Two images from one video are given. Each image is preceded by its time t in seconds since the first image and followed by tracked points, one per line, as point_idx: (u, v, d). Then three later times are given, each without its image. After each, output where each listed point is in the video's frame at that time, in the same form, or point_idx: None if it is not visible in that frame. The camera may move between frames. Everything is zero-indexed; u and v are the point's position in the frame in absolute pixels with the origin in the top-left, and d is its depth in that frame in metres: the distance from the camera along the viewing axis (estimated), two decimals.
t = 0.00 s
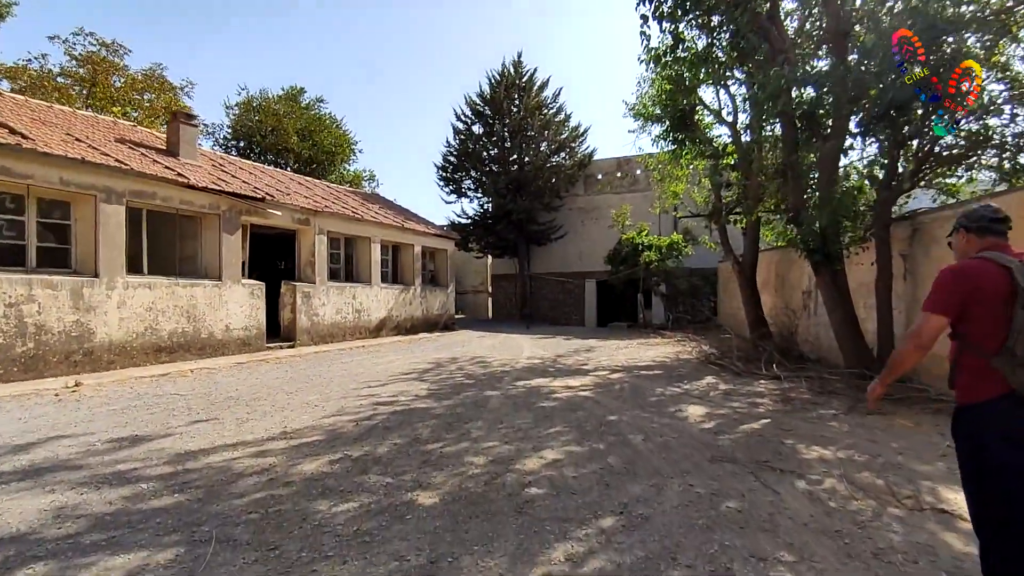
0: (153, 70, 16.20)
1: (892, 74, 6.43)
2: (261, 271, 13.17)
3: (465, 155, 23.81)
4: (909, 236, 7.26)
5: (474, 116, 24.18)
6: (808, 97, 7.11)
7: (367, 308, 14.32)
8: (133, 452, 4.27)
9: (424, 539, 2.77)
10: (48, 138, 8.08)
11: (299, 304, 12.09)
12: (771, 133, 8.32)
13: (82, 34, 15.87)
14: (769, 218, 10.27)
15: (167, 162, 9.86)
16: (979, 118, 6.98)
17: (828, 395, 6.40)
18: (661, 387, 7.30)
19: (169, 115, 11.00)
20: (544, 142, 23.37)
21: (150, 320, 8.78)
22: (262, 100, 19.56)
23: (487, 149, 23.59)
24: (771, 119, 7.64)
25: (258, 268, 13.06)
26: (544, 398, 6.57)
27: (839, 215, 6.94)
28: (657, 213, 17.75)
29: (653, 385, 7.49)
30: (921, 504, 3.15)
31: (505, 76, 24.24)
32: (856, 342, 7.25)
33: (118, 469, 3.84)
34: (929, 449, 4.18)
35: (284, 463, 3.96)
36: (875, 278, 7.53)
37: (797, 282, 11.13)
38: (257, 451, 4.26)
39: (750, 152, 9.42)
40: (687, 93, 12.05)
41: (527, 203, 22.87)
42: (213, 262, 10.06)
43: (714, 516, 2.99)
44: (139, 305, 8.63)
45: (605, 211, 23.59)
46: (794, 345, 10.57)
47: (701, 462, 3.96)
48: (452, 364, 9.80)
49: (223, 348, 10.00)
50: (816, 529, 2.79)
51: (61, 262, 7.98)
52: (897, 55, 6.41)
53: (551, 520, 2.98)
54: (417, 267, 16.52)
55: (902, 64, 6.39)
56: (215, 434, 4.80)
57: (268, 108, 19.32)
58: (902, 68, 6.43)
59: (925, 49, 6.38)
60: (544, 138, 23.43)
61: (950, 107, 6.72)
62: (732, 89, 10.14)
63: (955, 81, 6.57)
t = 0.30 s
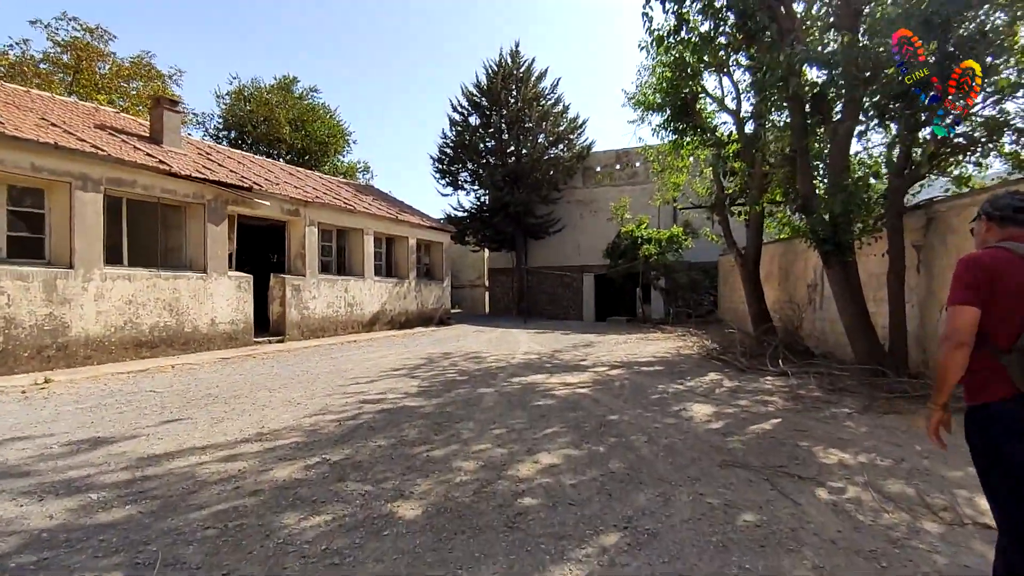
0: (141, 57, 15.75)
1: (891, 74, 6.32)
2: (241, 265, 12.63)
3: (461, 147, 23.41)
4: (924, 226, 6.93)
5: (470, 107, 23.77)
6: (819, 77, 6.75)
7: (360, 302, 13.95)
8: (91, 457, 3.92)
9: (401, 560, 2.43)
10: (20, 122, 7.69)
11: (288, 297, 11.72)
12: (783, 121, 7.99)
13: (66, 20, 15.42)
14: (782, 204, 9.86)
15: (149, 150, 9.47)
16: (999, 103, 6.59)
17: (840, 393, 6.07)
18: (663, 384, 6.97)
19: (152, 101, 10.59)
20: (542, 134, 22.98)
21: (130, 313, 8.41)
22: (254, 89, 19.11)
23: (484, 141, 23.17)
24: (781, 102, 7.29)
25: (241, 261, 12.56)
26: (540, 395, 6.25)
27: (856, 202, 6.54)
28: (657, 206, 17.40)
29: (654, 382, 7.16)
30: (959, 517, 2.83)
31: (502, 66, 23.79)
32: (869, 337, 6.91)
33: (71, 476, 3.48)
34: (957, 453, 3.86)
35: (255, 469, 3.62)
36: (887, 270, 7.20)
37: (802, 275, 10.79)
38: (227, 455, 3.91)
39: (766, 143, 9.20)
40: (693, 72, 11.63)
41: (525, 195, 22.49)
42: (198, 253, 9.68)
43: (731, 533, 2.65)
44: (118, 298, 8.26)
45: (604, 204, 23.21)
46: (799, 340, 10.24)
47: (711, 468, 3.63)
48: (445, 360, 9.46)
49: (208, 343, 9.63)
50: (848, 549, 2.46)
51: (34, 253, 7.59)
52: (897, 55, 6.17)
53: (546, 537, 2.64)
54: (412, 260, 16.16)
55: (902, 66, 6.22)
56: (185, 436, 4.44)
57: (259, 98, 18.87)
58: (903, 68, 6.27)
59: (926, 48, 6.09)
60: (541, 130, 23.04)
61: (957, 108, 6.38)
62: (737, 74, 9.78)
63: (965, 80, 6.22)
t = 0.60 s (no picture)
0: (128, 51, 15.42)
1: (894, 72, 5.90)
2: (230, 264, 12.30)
3: (457, 144, 23.05)
4: (942, 223, 6.62)
5: (467, 104, 23.41)
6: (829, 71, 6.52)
7: (354, 303, 13.61)
8: (48, 478, 3.55)
9: None
10: None
11: (279, 299, 11.36)
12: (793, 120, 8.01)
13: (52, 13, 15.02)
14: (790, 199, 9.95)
15: (132, 146, 9.10)
16: (1022, 93, 6.27)
17: (857, 400, 5.76)
18: (668, 390, 6.64)
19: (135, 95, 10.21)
20: (540, 131, 22.64)
21: (110, 317, 8.05)
22: (245, 86, 18.71)
23: (481, 138, 22.82)
24: (790, 93, 6.97)
25: (230, 260, 12.23)
26: (540, 402, 5.92)
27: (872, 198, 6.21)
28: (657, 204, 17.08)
29: (660, 388, 6.84)
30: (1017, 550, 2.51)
31: (499, 63, 23.45)
32: (884, 340, 6.60)
33: (20, 503, 3.12)
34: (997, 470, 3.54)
35: (228, 493, 3.27)
36: (902, 270, 6.90)
37: (808, 275, 10.48)
38: (200, 476, 3.56)
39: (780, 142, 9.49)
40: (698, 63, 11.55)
41: (522, 193, 22.13)
42: (184, 253, 9.32)
43: (762, 573, 2.33)
44: (98, 301, 7.90)
45: (602, 202, 22.87)
46: (805, 341, 9.93)
47: (731, 490, 3.31)
48: (440, 363, 9.13)
49: (194, 347, 9.28)
50: None
51: (8, 253, 7.23)
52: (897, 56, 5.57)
53: None
54: (407, 259, 15.82)
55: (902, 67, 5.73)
56: (156, 452, 4.09)
57: (251, 95, 18.48)
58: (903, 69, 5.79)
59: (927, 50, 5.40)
60: (539, 127, 22.70)
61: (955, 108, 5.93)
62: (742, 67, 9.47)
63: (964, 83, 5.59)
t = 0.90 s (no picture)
0: (116, 43, 15.41)
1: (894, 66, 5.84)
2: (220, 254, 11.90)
3: (455, 138, 22.67)
4: (963, 212, 6.31)
5: (464, 97, 23.04)
6: (843, 53, 6.35)
7: (349, 299, 13.26)
8: (4, 492, 3.21)
9: None
10: None
11: (271, 295, 11.00)
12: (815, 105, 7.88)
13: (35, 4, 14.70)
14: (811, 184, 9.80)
15: (115, 136, 8.74)
16: None
17: (878, 399, 5.46)
18: (678, 388, 6.33)
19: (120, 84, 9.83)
20: (538, 125, 22.29)
21: (92, 314, 7.69)
22: (237, 78, 18.31)
23: (478, 132, 22.46)
24: (803, 74, 6.67)
25: (220, 250, 11.85)
26: (544, 402, 5.60)
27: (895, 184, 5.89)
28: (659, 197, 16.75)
29: (668, 386, 6.52)
30: None
31: (497, 55, 23.09)
32: (903, 335, 6.31)
33: None
34: None
35: (202, 508, 2.95)
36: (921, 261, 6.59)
37: (817, 268, 10.17)
38: (173, 488, 3.24)
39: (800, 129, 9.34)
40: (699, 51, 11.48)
41: (521, 187, 21.77)
42: (171, 248, 8.97)
43: None
44: (79, 298, 7.55)
45: (602, 196, 22.53)
46: (814, 336, 9.62)
47: (760, 501, 3.00)
48: (438, 361, 8.80)
49: (182, 345, 8.94)
50: None
51: None
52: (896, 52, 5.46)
53: None
54: (403, 255, 15.46)
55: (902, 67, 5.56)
56: (129, 461, 3.75)
57: (242, 87, 18.07)
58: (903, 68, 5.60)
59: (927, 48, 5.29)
60: (537, 120, 22.35)
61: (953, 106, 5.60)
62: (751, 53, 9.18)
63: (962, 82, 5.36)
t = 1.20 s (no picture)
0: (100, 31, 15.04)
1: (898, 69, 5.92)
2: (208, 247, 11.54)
3: (451, 132, 22.29)
4: (984, 208, 6.01)
5: (460, 91, 22.67)
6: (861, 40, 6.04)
7: (341, 297, 12.90)
8: None
9: None
10: None
11: (260, 293, 10.62)
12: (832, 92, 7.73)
13: None
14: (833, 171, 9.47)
15: (94, 127, 8.36)
16: None
17: (899, 406, 5.15)
18: (685, 394, 6.00)
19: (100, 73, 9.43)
20: (535, 119, 21.93)
21: (68, 314, 7.32)
22: (227, 69, 17.88)
23: (475, 126, 22.07)
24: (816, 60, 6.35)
25: (208, 244, 11.50)
26: (545, 409, 5.27)
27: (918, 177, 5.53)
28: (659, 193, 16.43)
29: (675, 391, 6.20)
30: None
31: (494, 48, 22.70)
32: (921, 337, 6.00)
33: None
34: None
35: (161, 540, 2.60)
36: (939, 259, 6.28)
37: (825, 266, 9.87)
38: (133, 514, 2.89)
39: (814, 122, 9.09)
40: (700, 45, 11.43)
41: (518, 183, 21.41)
42: (153, 244, 8.60)
43: None
44: (53, 296, 7.18)
45: (600, 192, 22.20)
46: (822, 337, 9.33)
47: (791, 530, 2.68)
48: (432, 362, 8.47)
49: (165, 346, 8.58)
50: None
51: None
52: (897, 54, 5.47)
53: None
54: (398, 251, 15.10)
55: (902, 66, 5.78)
56: (88, 480, 3.39)
57: (233, 79, 17.63)
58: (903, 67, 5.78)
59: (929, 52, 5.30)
60: (535, 114, 21.99)
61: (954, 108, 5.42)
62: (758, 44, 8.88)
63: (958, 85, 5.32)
